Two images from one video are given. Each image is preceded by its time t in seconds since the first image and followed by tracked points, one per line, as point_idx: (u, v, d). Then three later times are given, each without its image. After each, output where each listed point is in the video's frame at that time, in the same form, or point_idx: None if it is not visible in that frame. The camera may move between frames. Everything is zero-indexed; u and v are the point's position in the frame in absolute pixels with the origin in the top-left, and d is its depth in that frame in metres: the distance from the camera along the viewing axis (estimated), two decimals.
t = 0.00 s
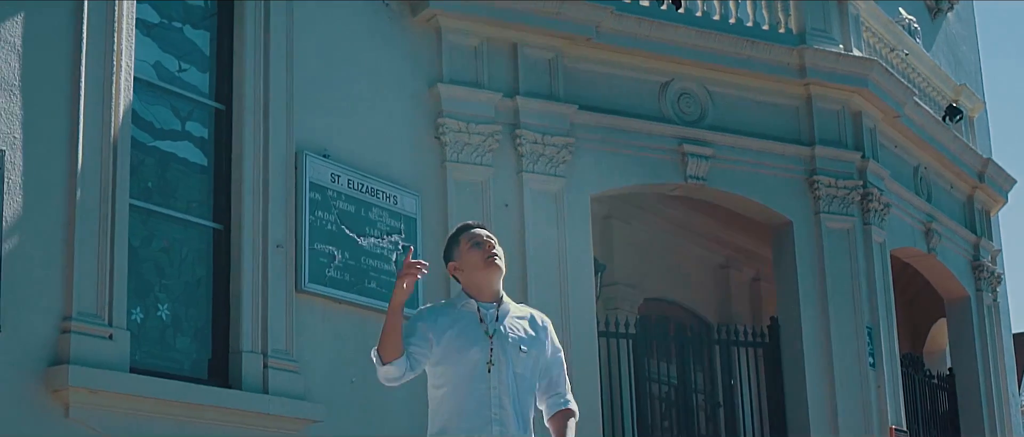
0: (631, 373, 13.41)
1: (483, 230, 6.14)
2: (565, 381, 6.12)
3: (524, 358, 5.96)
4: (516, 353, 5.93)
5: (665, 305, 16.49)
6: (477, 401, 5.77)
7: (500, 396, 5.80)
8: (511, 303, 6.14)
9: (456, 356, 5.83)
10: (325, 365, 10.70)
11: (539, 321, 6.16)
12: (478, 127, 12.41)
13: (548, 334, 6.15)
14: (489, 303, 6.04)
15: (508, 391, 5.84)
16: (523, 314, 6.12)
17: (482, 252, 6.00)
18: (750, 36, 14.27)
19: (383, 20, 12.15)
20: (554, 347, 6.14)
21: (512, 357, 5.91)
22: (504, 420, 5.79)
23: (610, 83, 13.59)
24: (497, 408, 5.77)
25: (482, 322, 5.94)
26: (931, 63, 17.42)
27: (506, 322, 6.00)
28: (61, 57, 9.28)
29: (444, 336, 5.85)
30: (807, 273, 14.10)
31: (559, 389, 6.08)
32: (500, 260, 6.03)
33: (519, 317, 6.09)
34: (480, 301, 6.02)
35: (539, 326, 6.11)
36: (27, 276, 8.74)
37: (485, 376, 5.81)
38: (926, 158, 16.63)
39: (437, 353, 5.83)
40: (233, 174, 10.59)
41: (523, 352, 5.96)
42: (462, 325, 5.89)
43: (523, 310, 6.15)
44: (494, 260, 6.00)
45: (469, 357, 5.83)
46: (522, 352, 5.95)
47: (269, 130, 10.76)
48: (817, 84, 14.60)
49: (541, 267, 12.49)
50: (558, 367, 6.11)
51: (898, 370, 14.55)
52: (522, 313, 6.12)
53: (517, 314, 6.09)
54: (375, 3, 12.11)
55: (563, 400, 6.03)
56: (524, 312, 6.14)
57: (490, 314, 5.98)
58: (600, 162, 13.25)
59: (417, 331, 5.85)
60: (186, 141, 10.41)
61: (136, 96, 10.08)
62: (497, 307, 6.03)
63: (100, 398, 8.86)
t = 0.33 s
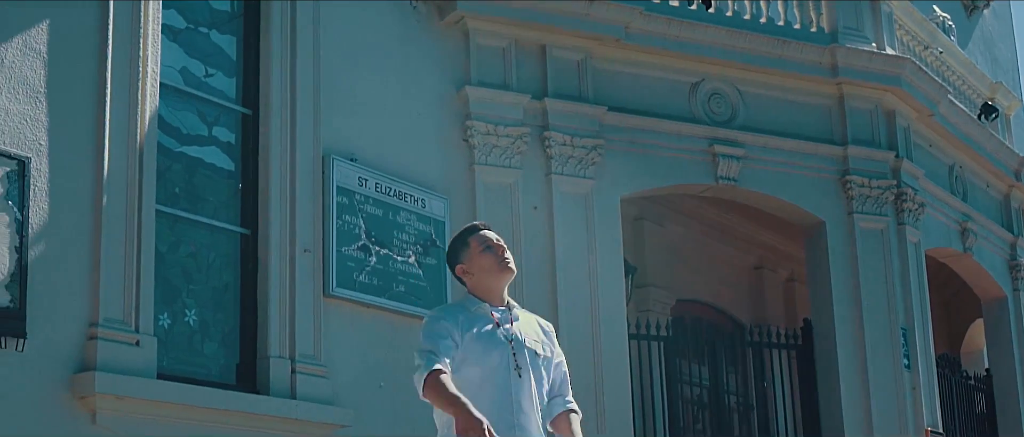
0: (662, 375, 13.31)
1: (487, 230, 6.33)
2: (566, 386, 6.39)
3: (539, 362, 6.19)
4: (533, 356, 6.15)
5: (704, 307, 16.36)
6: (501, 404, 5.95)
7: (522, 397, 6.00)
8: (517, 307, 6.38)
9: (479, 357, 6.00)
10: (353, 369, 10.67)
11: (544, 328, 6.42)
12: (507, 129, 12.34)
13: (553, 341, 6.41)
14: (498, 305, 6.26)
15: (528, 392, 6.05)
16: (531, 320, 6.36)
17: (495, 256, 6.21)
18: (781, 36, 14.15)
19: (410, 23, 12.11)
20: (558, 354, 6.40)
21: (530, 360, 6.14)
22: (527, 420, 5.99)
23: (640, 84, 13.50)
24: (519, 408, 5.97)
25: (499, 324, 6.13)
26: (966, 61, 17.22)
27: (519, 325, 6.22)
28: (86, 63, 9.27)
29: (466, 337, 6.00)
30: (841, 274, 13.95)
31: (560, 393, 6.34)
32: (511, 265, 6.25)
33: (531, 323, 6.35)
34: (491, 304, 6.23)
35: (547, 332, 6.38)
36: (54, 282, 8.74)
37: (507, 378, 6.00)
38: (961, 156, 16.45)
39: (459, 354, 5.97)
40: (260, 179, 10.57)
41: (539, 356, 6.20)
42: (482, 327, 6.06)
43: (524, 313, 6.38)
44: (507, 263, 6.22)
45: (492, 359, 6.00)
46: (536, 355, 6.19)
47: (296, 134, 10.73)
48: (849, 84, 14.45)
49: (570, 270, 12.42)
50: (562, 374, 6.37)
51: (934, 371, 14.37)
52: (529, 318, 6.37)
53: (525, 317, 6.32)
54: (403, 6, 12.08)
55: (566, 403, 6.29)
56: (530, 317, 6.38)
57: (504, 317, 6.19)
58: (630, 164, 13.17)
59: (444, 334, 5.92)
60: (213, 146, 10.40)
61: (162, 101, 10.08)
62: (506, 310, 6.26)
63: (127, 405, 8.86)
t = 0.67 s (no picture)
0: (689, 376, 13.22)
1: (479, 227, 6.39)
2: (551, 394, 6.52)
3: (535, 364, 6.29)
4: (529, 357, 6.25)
5: (720, 305, 16.27)
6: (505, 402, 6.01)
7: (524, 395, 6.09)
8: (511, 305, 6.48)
9: (481, 357, 6.06)
10: (377, 371, 10.65)
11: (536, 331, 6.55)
12: (531, 130, 12.28)
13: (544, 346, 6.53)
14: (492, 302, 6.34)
15: (528, 392, 6.13)
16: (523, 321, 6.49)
17: (487, 254, 6.27)
18: (808, 33, 14.04)
19: (434, 24, 12.07)
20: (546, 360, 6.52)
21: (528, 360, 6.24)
22: (528, 418, 6.07)
23: (666, 82, 13.41)
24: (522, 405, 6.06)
25: (498, 321, 6.25)
26: (995, 57, 17.07)
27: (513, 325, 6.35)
28: (108, 66, 9.27)
29: (467, 337, 6.06)
30: (870, 273, 13.82)
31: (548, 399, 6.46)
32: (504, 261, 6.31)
33: (525, 324, 6.47)
34: (485, 300, 6.31)
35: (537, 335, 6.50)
36: (77, 285, 8.74)
37: (510, 375, 6.08)
38: (991, 154, 16.31)
39: (461, 355, 6.04)
40: (283, 181, 10.54)
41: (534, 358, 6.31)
42: (481, 327, 6.14)
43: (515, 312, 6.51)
44: (500, 259, 6.29)
45: (494, 357, 6.08)
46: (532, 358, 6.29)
47: (319, 135, 10.70)
48: (877, 81, 14.33)
49: (597, 271, 12.35)
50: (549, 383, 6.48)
51: (964, 371, 14.22)
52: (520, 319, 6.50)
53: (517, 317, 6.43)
54: (426, 7, 12.04)
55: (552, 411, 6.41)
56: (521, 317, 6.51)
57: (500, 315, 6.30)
58: (656, 164, 13.10)
59: (444, 337, 5.99)
60: (236, 148, 10.38)
61: (184, 104, 10.06)
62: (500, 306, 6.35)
63: (150, 408, 8.85)
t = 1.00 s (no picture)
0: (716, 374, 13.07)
1: (464, 217, 6.02)
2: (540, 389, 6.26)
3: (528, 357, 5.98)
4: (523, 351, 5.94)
5: (747, 301, 16.12)
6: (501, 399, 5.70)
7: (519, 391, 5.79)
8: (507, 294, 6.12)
9: (476, 350, 5.73)
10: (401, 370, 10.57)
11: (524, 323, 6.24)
12: (555, 127, 12.19)
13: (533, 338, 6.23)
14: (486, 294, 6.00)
15: (523, 389, 5.82)
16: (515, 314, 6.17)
17: (468, 248, 5.92)
18: (837, 28, 13.88)
19: (457, 21, 12.00)
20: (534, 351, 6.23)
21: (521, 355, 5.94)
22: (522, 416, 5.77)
23: (691, 78, 13.28)
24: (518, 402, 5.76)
25: (491, 314, 5.91)
26: None
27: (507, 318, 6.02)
28: (128, 65, 9.22)
29: (461, 330, 5.72)
30: (900, 269, 13.65)
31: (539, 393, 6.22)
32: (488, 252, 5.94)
33: (518, 319, 6.16)
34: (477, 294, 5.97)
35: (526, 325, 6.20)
36: (98, 286, 8.69)
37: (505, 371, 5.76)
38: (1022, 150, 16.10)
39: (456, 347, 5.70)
40: (306, 179, 10.48)
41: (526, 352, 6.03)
42: (476, 320, 5.80)
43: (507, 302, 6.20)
44: (484, 251, 5.93)
45: (490, 351, 5.75)
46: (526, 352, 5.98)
47: (341, 133, 10.64)
48: (906, 76, 14.14)
49: (622, 269, 12.25)
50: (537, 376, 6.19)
51: (996, 369, 14.04)
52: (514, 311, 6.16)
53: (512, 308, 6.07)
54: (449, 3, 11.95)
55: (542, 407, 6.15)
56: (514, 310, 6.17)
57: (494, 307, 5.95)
58: (682, 161, 12.98)
59: (438, 327, 5.64)
60: (258, 147, 10.33)
61: (206, 102, 10.00)
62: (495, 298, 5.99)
63: (171, 408, 8.80)
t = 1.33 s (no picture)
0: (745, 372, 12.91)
1: (453, 210, 5.70)
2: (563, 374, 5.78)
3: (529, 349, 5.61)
4: (521, 344, 5.58)
5: (770, 297, 16.04)
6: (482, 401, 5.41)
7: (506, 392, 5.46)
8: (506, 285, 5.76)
9: (457, 352, 5.47)
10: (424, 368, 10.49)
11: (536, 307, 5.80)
12: (580, 122, 12.07)
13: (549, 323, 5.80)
14: (481, 289, 5.68)
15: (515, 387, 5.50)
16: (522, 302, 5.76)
17: (450, 247, 5.62)
18: (865, 20, 13.71)
19: (481, 16, 11.91)
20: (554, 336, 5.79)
21: (517, 348, 5.56)
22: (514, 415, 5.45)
23: (717, 73, 13.15)
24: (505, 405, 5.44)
25: (481, 311, 5.57)
26: None
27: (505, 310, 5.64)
28: (148, 62, 9.17)
29: (441, 333, 5.48)
30: (930, 265, 13.48)
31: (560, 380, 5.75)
32: (473, 248, 5.62)
33: (523, 307, 5.74)
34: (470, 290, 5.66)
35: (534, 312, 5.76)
36: (118, 283, 8.64)
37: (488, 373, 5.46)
38: None
39: (437, 352, 5.47)
40: (327, 176, 10.41)
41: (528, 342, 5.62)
42: (460, 318, 5.52)
43: (510, 292, 5.77)
44: (468, 249, 5.62)
45: (472, 352, 5.47)
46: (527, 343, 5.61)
47: (363, 129, 10.57)
48: (936, 69, 13.95)
49: (648, 265, 12.13)
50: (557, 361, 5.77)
51: None
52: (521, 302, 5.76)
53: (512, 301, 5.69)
54: None
55: (561, 395, 5.70)
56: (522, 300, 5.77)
57: (486, 303, 5.60)
58: (708, 156, 12.85)
59: (412, 336, 5.46)
60: (280, 143, 10.26)
61: (227, 99, 9.94)
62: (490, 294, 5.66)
63: (192, 406, 8.75)
